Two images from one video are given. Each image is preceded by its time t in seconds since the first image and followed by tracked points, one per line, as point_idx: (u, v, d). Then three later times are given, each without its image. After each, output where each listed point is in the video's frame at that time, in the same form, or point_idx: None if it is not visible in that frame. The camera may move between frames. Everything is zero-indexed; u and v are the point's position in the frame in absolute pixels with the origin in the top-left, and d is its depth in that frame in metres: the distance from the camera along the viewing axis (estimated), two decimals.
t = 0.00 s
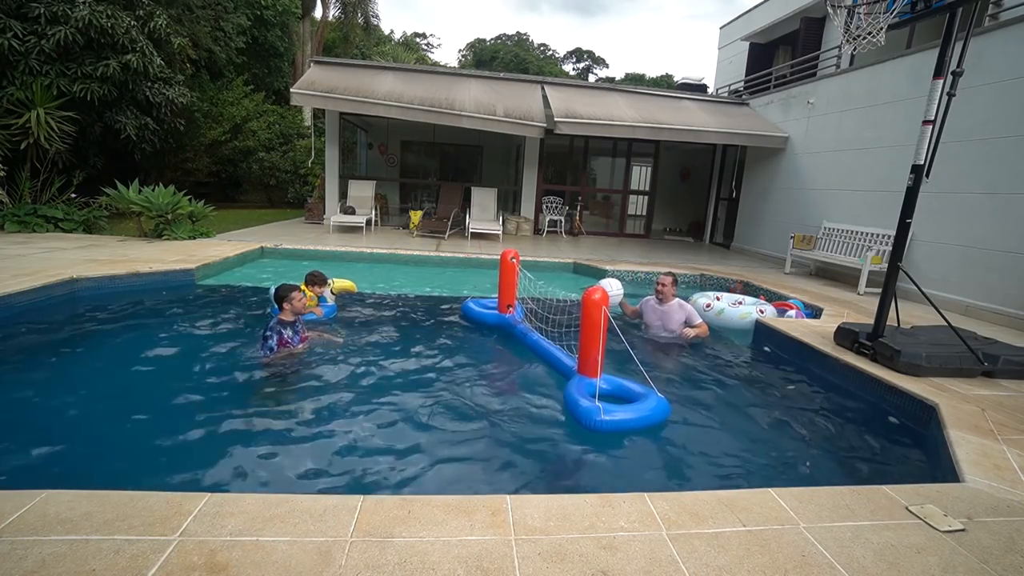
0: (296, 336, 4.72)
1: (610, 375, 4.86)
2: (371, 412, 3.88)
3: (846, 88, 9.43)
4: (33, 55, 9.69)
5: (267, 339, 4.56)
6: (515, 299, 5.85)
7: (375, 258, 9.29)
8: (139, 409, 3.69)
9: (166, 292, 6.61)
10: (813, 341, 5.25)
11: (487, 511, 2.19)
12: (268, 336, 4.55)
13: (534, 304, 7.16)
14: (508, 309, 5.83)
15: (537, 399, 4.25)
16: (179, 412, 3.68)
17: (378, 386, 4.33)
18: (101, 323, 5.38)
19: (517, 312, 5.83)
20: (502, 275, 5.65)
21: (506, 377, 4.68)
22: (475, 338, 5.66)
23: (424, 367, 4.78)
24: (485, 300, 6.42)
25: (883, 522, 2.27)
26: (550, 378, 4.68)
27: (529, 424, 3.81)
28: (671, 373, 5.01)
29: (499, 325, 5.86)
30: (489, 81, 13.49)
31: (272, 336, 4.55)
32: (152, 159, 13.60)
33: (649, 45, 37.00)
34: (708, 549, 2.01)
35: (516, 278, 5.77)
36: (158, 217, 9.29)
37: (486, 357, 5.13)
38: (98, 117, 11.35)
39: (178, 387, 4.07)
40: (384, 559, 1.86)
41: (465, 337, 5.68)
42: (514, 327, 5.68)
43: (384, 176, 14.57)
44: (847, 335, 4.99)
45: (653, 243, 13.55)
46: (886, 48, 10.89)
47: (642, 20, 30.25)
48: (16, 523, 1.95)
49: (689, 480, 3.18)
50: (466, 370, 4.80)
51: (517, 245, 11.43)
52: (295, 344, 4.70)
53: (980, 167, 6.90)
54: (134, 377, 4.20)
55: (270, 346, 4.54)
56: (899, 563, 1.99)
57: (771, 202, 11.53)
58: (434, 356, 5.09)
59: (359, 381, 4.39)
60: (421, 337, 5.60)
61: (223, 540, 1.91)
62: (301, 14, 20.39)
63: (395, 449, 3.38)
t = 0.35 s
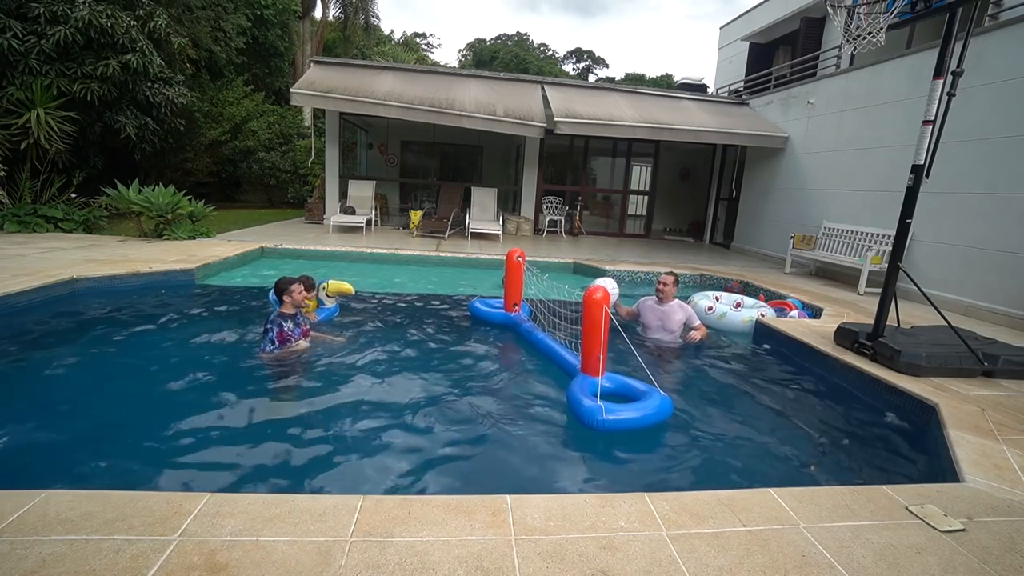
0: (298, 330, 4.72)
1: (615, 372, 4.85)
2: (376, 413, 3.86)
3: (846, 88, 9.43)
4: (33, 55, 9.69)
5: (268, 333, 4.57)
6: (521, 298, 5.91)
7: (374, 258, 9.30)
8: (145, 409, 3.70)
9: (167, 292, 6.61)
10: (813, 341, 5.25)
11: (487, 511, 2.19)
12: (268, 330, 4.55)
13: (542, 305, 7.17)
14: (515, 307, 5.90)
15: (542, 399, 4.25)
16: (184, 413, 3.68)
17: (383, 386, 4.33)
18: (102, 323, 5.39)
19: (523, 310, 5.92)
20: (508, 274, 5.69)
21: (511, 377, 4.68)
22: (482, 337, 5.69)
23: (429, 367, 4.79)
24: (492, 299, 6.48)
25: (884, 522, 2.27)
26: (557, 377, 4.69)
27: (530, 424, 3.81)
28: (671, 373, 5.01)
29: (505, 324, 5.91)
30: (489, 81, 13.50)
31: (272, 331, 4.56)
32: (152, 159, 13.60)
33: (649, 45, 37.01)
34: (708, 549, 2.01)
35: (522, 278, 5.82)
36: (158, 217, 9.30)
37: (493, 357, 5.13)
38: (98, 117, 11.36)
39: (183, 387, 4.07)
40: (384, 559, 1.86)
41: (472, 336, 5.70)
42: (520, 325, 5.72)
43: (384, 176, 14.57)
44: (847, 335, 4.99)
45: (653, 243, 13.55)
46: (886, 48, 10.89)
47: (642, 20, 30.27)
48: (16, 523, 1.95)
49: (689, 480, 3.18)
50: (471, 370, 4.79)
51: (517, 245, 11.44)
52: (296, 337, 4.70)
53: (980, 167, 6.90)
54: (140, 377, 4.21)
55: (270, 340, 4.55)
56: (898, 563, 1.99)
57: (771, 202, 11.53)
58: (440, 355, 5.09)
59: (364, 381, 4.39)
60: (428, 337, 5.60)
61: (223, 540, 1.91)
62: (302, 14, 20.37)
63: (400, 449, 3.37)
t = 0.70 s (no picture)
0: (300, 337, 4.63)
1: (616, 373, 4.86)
2: (378, 413, 3.87)
3: (846, 88, 9.43)
4: (33, 55, 9.69)
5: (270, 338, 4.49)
6: (528, 298, 5.92)
7: (374, 258, 9.30)
8: (149, 408, 3.71)
9: (166, 292, 6.61)
10: (813, 341, 5.25)
11: (487, 511, 2.19)
12: (272, 334, 4.48)
13: (547, 305, 7.18)
14: (522, 307, 5.91)
15: (547, 399, 4.26)
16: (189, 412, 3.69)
17: (388, 385, 4.36)
18: (101, 323, 5.38)
19: (529, 310, 5.92)
20: (515, 275, 5.69)
21: (516, 377, 4.69)
22: (487, 337, 5.70)
23: (433, 367, 4.80)
24: (501, 299, 6.51)
25: (884, 522, 2.27)
26: (561, 377, 4.70)
27: (532, 424, 3.82)
28: (671, 373, 5.01)
29: (512, 324, 5.93)
30: (489, 81, 13.49)
31: (275, 336, 4.48)
32: (152, 159, 13.59)
33: (649, 45, 37.01)
34: (708, 549, 2.01)
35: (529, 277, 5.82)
36: (158, 217, 9.30)
37: (498, 356, 5.14)
38: (98, 117, 11.36)
39: (187, 387, 4.08)
40: (384, 559, 1.86)
41: (479, 336, 5.70)
42: (526, 325, 5.73)
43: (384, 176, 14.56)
44: (848, 335, 4.99)
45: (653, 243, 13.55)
46: (886, 48, 10.89)
47: (642, 20, 30.27)
48: (16, 523, 1.95)
49: (689, 481, 3.18)
50: (477, 370, 4.79)
51: (517, 245, 11.43)
52: (298, 344, 4.61)
53: (980, 167, 6.90)
54: (145, 377, 4.22)
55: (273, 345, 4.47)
56: (899, 563, 1.99)
57: (772, 202, 11.53)
58: (446, 355, 5.11)
59: (368, 382, 4.38)
60: (434, 338, 5.60)
61: (223, 540, 1.91)
62: (302, 14, 20.37)
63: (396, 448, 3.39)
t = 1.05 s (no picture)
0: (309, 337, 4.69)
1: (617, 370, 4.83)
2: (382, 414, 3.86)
3: (846, 88, 9.44)
4: (33, 55, 9.69)
5: (277, 337, 4.54)
6: (534, 299, 5.88)
7: (374, 258, 9.30)
8: (154, 409, 3.70)
9: (167, 292, 6.61)
10: (813, 340, 5.25)
11: (487, 511, 2.19)
12: (278, 335, 4.53)
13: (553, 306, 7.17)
14: (527, 308, 5.87)
15: (551, 399, 4.25)
16: (193, 413, 3.69)
17: (392, 386, 4.34)
18: (102, 323, 5.38)
19: (535, 311, 5.88)
20: (521, 276, 5.67)
21: (521, 377, 4.67)
22: (492, 336, 5.69)
23: (437, 368, 4.79)
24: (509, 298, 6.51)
25: (884, 522, 2.27)
26: (563, 377, 4.68)
27: (536, 425, 3.81)
28: (671, 373, 5.01)
29: (517, 325, 5.91)
30: (489, 81, 13.49)
31: (281, 335, 4.53)
32: (152, 159, 13.59)
33: (650, 45, 37.01)
34: (708, 549, 2.01)
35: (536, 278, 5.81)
36: (158, 217, 9.30)
37: (502, 357, 5.12)
38: (98, 117, 11.37)
39: (192, 387, 4.08)
40: (384, 558, 1.86)
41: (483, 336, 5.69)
42: (530, 326, 5.71)
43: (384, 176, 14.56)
44: (848, 335, 4.99)
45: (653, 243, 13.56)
46: (886, 48, 10.90)
47: (642, 20, 30.27)
48: (16, 523, 1.95)
49: (689, 481, 3.18)
50: (481, 370, 4.78)
51: (518, 245, 11.44)
52: (305, 343, 4.65)
53: (980, 167, 6.89)
54: (147, 378, 4.21)
55: (280, 345, 4.51)
56: (898, 563, 1.99)
57: (772, 202, 11.52)
58: (450, 356, 5.09)
59: (373, 383, 4.37)
60: (438, 338, 5.60)
61: (223, 540, 1.91)
62: (302, 13, 20.36)
63: (403, 449, 3.37)
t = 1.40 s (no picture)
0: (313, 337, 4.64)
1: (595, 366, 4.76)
2: (376, 414, 3.84)
3: (846, 87, 9.43)
4: (33, 55, 9.68)
5: (281, 338, 4.50)
6: (520, 298, 5.86)
7: (375, 258, 9.29)
8: (149, 409, 3.69)
9: (167, 292, 6.61)
10: (813, 341, 5.25)
11: (487, 511, 2.19)
12: (281, 336, 4.49)
13: (544, 305, 7.13)
14: (512, 307, 5.84)
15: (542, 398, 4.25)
16: (193, 412, 3.69)
17: (386, 385, 4.35)
18: (102, 323, 5.38)
19: (520, 310, 5.86)
20: (507, 274, 5.65)
21: (513, 377, 4.67)
22: (479, 336, 5.68)
23: (432, 368, 4.78)
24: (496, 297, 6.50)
25: (883, 522, 2.27)
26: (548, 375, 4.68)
27: (531, 425, 3.80)
28: (671, 373, 5.01)
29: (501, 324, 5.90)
30: (489, 81, 13.49)
31: (285, 336, 4.50)
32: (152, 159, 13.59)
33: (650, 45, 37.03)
34: (708, 549, 2.01)
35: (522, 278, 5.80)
36: (158, 217, 9.30)
37: (495, 357, 5.12)
38: (98, 117, 11.36)
39: (188, 387, 4.08)
40: (384, 559, 1.86)
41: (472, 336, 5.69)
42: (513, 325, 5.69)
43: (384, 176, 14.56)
44: (847, 335, 4.99)
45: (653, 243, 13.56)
46: (886, 48, 10.89)
47: (642, 20, 30.27)
48: (16, 523, 1.95)
49: (689, 481, 3.18)
50: (474, 370, 4.78)
51: (518, 245, 11.44)
52: (309, 343, 4.59)
53: (980, 167, 6.90)
54: (144, 378, 4.21)
55: (285, 345, 4.49)
56: (898, 563, 1.99)
57: (772, 202, 11.52)
58: (446, 356, 5.08)
59: (369, 382, 4.37)
60: (434, 337, 5.60)
61: (223, 540, 1.91)
62: (302, 13, 20.36)
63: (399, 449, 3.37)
